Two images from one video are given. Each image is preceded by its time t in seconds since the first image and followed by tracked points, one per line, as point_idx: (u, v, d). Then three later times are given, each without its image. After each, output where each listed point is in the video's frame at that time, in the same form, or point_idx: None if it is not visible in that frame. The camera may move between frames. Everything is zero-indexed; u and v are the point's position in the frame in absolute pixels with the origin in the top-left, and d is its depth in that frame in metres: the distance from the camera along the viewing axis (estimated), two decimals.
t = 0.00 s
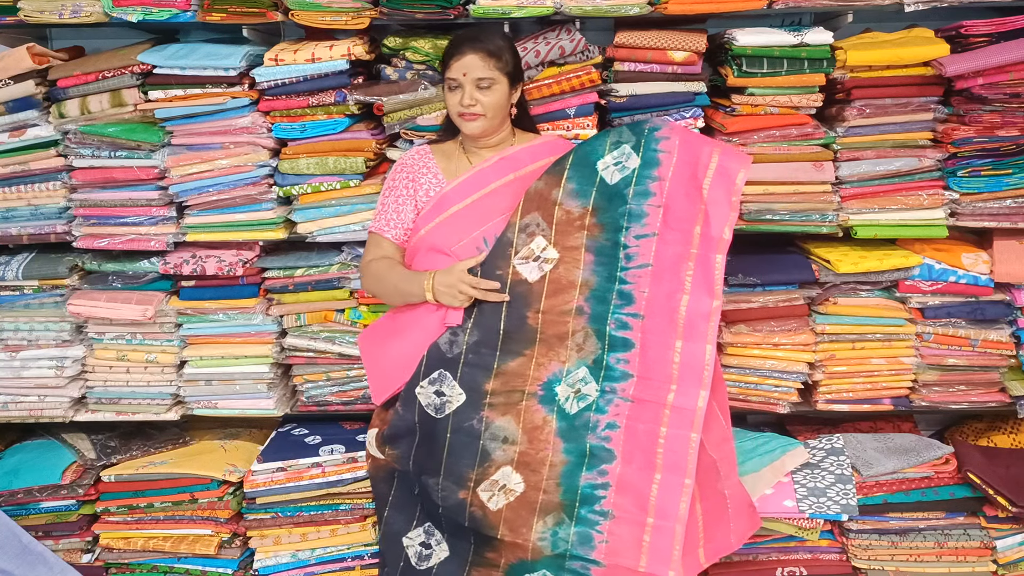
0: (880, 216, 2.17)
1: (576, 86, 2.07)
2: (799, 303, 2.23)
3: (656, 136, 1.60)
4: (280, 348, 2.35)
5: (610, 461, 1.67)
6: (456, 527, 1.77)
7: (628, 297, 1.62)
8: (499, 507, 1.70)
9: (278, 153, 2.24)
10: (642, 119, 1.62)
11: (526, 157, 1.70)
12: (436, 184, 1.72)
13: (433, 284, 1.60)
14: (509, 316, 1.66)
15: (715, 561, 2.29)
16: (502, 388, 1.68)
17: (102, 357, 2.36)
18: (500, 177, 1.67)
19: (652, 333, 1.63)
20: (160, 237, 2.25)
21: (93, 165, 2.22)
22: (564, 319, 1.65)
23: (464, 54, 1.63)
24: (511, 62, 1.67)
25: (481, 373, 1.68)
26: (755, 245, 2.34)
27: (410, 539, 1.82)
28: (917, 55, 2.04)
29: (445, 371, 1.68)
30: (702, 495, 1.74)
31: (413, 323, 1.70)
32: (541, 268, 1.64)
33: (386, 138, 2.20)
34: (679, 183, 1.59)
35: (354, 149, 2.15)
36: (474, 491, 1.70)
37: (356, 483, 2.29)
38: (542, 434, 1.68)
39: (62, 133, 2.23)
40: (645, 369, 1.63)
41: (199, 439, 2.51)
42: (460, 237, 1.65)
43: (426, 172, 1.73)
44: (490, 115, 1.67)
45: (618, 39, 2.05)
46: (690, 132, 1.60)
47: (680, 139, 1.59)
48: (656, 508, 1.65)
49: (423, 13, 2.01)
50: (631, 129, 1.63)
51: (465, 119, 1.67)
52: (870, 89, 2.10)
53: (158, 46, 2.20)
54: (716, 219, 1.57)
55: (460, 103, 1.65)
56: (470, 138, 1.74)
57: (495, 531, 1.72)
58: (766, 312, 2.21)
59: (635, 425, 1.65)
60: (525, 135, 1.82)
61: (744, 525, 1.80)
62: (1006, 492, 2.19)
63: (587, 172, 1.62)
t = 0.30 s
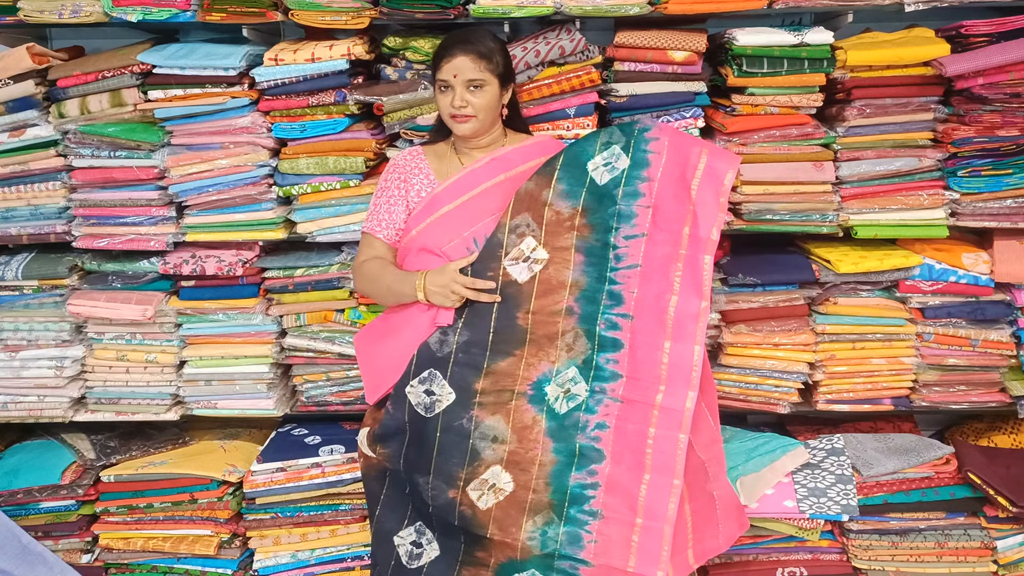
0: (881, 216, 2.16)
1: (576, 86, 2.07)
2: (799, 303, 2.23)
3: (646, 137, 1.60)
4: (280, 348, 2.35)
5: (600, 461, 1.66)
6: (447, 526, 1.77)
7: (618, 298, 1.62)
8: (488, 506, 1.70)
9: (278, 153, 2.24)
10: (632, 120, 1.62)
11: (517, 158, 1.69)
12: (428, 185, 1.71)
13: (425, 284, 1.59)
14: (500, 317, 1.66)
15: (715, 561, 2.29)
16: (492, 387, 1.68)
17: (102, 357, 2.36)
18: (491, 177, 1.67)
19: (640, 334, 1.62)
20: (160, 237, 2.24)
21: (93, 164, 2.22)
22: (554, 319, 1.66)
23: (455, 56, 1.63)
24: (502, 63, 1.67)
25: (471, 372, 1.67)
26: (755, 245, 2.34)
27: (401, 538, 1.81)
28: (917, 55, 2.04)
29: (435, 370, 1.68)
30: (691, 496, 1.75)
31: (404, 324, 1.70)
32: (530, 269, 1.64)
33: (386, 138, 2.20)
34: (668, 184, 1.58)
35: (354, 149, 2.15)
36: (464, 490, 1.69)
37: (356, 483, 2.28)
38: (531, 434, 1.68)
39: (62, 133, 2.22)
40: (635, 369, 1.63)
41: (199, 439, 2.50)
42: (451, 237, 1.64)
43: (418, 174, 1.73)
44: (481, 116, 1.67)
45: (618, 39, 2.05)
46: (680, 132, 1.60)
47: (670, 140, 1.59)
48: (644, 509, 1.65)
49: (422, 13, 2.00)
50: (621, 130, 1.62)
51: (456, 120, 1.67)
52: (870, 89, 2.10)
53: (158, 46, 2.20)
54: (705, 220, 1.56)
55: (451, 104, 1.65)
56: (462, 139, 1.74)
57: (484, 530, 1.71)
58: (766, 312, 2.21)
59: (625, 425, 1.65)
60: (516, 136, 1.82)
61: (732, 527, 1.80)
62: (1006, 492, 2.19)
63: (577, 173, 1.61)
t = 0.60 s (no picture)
0: (881, 216, 2.16)
1: (576, 86, 2.07)
2: (799, 303, 2.23)
3: (641, 136, 1.61)
4: (280, 348, 2.35)
5: (597, 460, 1.66)
6: (444, 526, 1.77)
7: (614, 297, 1.62)
8: (485, 506, 1.69)
9: (278, 153, 2.24)
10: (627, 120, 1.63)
11: (513, 158, 1.69)
12: (423, 185, 1.72)
13: (421, 285, 1.60)
14: (496, 317, 1.66)
15: (714, 561, 2.29)
16: (488, 387, 1.67)
17: (102, 357, 2.35)
18: (487, 177, 1.67)
19: (636, 333, 1.62)
20: (160, 237, 2.24)
21: (92, 164, 2.21)
22: (549, 319, 1.65)
23: (450, 56, 1.63)
24: (497, 62, 1.67)
25: (467, 372, 1.67)
26: (755, 245, 2.34)
27: (399, 538, 1.81)
28: (917, 54, 2.04)
29: (432, 370, 1.67)
30: (686, 496, 1.75)
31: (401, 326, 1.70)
32: (527, 269, 1.63)
33: (386, 138, 2.20)
34: (663, 184, 1.59)
35: (354, 149, 2.15)
36: (461, 490, 1.69)
37: (356, 483, 2.28)
38: (528, 434, 1.68)
39: (62, 133, 2.22)
40: (631, 369, 1.63)
41: (199, 439, 2.50)
42: (447, 237, 1.65)
43: (414, 175, 1.73)
44: (478, 116, 1.67)
45: (618, 39, 2.05)
46: (675, 132, 1.61)
47: (665, 140, 1.60)
48: (641, 508, 1.64)
49: (422, 13, 2.00)
50: (616, 129, 1.63)
51: (452, 120, 1.67)
52: (870, 89, 2.10)
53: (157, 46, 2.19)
54: (700, 219, 1.58)
55: (447, 105, 1.65)
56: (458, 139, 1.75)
57: (482, 530, 1.70)
58: (766, 312, 2.21)
59: (621, 425, 1.65)
60: (512, 136, 1.82)
61: (728, 526, 1.79)
62: (1006, 492, 2.18)
63: (572, 172, 1.62)
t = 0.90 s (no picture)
0: (881, 216, 2.16)
1: (576, 86, 2.07)
2: (799, 303, 2.23)
3: (638, 136, 1.60)
4: (280, 348, 2.35)
5: (596, 460, 1.66)
6: (442, 527, 1.76)
7: (612, 297, 1.62)
8: (484, 506, 1.69)
9: (278, 153, 2.24)
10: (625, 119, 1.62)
11: (510, 158, 1.69)
12: (421, 186, 1.72)
13: (416, 280, 1.59)
14: (494, 316, 1.66)
15: (714, 561, 2.29)
16: (486, 388, 1.68)
17: (102, 357, 2.35)
18: (485, 177, 1.66)
19: (635, 333, 1.62)
20: (160, 237, 2.24)
21: (92, 164, 2.21)
22: (548, 319, 1.65)
23: (456, 53, 1.64)
24: (500, 61, 1.69)
25: (465, 373, 1.67)
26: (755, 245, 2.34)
27: (398, 539, 1.81)
28: (917, 55, 2.04)
29: (430, 371, 1.68)
30: (685, 495, 1.75)
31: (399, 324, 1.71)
32: (525, 268, 1.64)
33: (386, 138, 2.20)
34: (661, 183, 1.59)
35: (354, 149, 2.15)
36: (459, 490, 1.69)
37: (355, 483, 2.28)
38: (527, 434, 1.68)
39: (62, 133, 2.22)
40: (629, 369, 1.63)
41: (199, 439, 2.50)
42: (445, 237, 1.64)
43: (412, 175, 1.73)
44: (482, 115, 1.68)
45: (618, 39, 2.05)
46: (673, 131, 1.60)
47: (662, 139, 1.59)
48: (640, 508, 1.64)
49: (422, 13, 2.00)
50: (614, 129, 1.63)
51: (456, 119, 1.68)
52: (870, 89, 2.10)
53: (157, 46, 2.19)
54: (697, 218, 1.57)
55: (452, 103, 1.66)
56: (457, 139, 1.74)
57: (480, 531, 1.70)
58: (766, 312, 2.21)
59: (620, 424, 1.65)
60: (510, 137, 1.82)
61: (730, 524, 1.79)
62: (1006, 492, 2.18)
63: (570, 173, 1.62)
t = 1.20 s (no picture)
0: (881, 216, 2.16)
1: (576, 86, 2.07)
2: (799, 303, 2.23)
3: (633, 133, 1.57)
4: (280, 348, 2.35)
5: (594, 459, 1.67)
6: (442, 528, 1.77)
7: (610, 296, 1.61)
8: (484, 507, 1.71)
9: (278, 153, 2.24)
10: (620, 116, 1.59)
11: (507, 158, 1.68)
12: (420, 187, 1.73)
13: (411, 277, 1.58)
14: (491, 316, 1.66)
15: (715, 561, 2.29)
16: (485, 389, 1.68)
17: (102, 357, 2.35)
18: (482, 177, 1.65)
19: (632, 332, 1.62)
20: (160, 237, 2.24)
21: (92, 164, 2.21)
22: (546, 318, 1.65)
23: (471, 70, 1.60)
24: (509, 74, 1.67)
25: (464, 374, 1.68)
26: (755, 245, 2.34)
27: (397, 541, 1.82)
28: (917, 55, 2.04)
29: (428, 372, 1.67)
30: (684, 493, 1.75)
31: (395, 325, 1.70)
32: (522, 268, 1.63)
33: (386, 138, 2.19)
34: (656, 181, 1.56)
35: (354, 149, 2.15)
36: (459, 491, 1.71)
37: (355, 483, 2.28)
38: (526, 434, 1.69)
39: (62, 133, 2.22)
40: (627, 368, 1.63)
41: (199, 439, 2.50)
42: (443, 238, 1.64)
43: (411, 176, 1.74)
44: (488, 128, 1.69)
45: (618, 39, 2.05)
46: (669, 129, 1.56)
47: (657, 137, 1.55)
48: (639, 506, 1.64)
49: (423, 13, 2.00)
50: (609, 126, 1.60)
51: (463, 131, 1.67)
52: (870, 89, 2.10)
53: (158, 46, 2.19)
54: (692, 216, 1.53)
55: (463, 118, 1.64)
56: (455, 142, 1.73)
57: (480, 531, 1.72)
58: (766, 311, 2.21)
59: (618, 423, 1.65)
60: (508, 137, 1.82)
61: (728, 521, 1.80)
62: (1006, 492, 2.18)
63: (566, 172, 1.60)
